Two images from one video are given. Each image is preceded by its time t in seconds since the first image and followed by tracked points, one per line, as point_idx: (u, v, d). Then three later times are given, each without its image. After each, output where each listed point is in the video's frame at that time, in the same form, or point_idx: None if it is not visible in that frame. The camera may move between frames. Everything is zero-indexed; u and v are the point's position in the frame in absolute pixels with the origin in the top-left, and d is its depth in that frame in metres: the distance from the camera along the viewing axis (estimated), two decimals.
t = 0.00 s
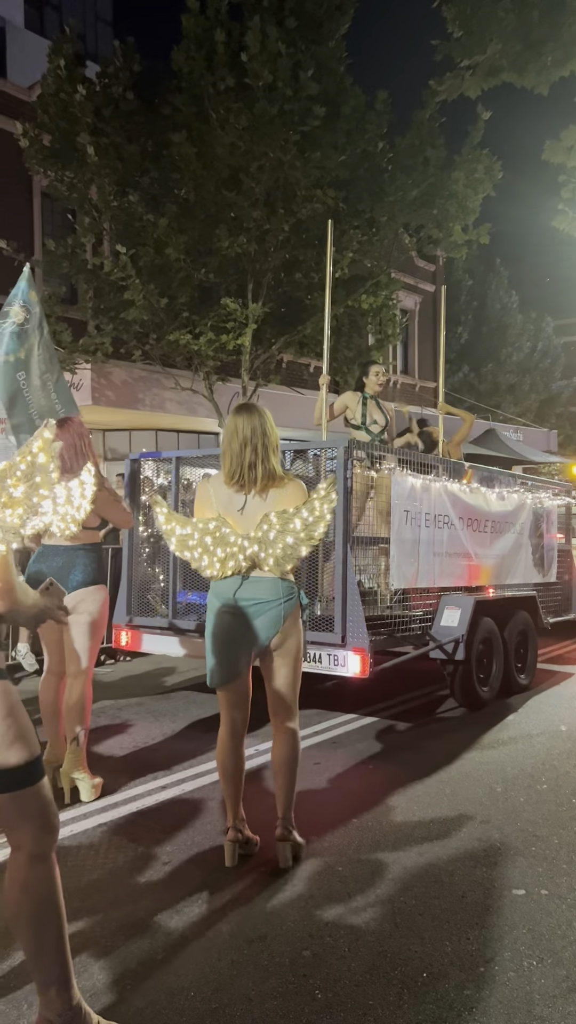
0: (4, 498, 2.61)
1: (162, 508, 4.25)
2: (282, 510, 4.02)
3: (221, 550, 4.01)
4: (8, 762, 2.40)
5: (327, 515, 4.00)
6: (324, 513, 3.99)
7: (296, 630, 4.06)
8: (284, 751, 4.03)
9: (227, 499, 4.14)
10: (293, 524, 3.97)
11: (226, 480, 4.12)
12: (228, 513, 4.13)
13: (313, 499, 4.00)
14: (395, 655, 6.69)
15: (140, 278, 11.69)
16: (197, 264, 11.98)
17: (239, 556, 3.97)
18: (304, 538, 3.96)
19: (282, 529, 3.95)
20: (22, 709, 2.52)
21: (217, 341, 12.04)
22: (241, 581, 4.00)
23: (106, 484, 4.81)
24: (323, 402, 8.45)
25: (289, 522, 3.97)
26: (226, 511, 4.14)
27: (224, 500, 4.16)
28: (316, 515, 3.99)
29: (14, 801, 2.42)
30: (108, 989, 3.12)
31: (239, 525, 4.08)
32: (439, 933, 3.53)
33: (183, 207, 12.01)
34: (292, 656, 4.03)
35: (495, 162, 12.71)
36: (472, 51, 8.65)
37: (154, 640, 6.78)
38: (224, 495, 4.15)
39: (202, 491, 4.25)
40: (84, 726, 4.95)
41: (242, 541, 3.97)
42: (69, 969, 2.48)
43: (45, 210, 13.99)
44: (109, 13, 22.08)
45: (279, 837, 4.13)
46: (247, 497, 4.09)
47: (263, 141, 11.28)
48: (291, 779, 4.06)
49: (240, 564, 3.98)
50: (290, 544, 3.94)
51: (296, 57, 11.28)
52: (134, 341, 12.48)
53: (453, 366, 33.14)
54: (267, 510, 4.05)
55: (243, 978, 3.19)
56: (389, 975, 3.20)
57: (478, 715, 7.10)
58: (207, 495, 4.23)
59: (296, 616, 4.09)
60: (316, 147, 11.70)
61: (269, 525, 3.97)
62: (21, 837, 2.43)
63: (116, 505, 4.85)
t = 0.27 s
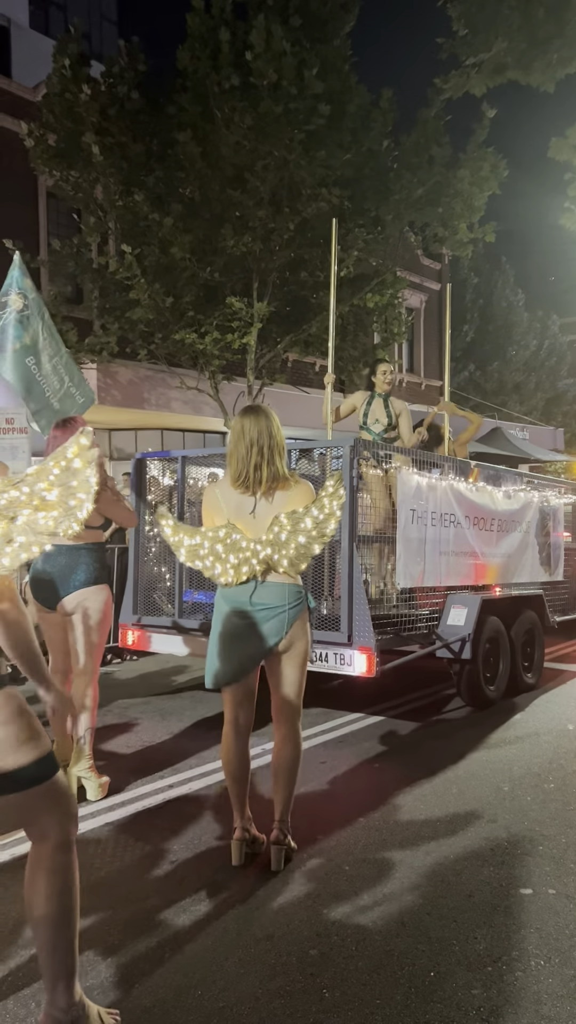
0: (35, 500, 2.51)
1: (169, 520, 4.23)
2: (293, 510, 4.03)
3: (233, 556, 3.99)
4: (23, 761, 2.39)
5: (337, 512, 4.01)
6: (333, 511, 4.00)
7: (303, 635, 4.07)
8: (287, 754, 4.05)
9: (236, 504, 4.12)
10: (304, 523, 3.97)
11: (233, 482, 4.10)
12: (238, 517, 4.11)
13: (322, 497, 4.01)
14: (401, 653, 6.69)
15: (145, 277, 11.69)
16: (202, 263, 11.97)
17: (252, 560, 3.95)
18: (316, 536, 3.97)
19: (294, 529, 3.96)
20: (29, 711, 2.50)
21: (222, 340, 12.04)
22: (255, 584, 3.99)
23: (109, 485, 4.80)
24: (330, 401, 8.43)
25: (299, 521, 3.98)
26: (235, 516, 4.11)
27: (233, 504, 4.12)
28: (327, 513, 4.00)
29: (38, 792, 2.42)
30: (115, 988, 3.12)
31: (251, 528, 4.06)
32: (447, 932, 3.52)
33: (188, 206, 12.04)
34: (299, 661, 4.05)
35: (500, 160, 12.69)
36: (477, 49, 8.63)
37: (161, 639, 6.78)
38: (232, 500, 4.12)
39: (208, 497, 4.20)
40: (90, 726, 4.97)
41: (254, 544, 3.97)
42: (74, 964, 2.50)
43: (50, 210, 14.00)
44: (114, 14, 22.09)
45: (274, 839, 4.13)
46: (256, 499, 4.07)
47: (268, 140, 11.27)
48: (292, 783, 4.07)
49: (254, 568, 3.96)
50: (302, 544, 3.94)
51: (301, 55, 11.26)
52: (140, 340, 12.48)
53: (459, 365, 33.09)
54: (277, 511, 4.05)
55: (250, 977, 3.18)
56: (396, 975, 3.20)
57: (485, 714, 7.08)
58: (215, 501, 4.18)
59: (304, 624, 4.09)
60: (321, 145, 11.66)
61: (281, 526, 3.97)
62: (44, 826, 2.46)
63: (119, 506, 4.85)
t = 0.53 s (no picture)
0: (71, 500, 2.52)
1: (185, 505, 4.15)
2: (298, 515, 4.00)
3: (234, 552, 4.02)
4: (36, 760, 2.50)
5: (343, 522, 4.00)
6: (338, 520, 3.99)
7: (319, 634, 4.05)
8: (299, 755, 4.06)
9: (244, 499, 4.13)
10: (307, 530, 3.94)
11: (245, 480, 4.12)
12: (244, 514, 4.12)
13: (328, 505, 4.01)
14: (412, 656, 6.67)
15: (155, 280, 11.72)
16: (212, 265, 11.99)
17: (251, 558, 3.99)
18: (318, 543, 3.93)
19: (297, 533, 3.93)
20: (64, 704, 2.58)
21: (231, 343, 12.06)
22: (266, 582, 4.01)
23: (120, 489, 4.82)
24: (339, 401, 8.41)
25: (304, 527, 3.95)
26: (242, 511, 4.13)
27: (240, 501, 4.15)
28: (331, 522, 3.98)
29: (48, 795, 2.51)
30: (127, 989, 3.13)
31: (253, 526, 4.08)
32: (459, 934, 3.51)
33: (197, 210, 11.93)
34: (315, 658, 4.03)
35: (509, 161, 12.68)
36: (485, 50, 8.64)
37: (170, 640, 6.79)
38: (241, 496, 4.14)
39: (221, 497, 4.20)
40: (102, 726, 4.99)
41: (256, 543, 3.99)
42: (83, 966, 2.56)
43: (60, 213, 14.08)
44: (122, 17, 22.14)
45: (287, 842, 4.12)
46: (263, 497, 4.08)
47: (277, 142, 11.30)
48: (305, 782, 4.08)
49: (254, 565, 4.00)
50: (304, 549, 3.91)
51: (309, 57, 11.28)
52: (150, 343, 12.52)
53: (468, 366, 33.05)
54: (282, 512, 4.04)
55: (261, 979, 3.18)
56: (408, 976, 3.19)
57: (496, 715, 7.06)
58: (225, 495, 4.20)
59: (322, 617, 4.09)
60: (329, 148, 11.64)
61: (285, 528, 3.95)
62: (52, 832, 2.53)
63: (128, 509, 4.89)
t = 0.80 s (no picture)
0: (108, 530, 2.61)
1: (224, 523, 4.17)
2: (316, 532, 4.01)
3: (264, 569, 4.08)
4: (80, 773, 2.60)
5: (356, 540, 3.95)
6: (352, 541, 3.93)
7: (347, 649, 4.03)
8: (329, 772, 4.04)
9: (275, 517, 4.16)
10: (325, 547, 3.95)
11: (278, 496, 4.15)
12: (274, 532, 4.15)
13: (341, 523, 3.97)
14: (444, 673, 6.63)
15: (188, 297, 11.84)
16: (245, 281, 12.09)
17: (277, 574, 4.05)
18: (335, 562, 3.93)
19: (316, 550, 3.96)
20: (112, 719, 2.68)
21: (263, 358, 12.13)
22: (286, 600, 4.08)
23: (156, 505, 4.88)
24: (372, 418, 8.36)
25: (322, 545, 3.96)
26: (273, 528, 4.16)
27: (272, 519, 4.18)
28: (344, 541, 3.93)
29: (89, 812, 2.60)
30: (161, 1004, 3.14)
31: (282, 542, 4.11)
32: (493, 955, 3.47)
33: (230, 227, 12.05)
34: (344, 673, 4.01)
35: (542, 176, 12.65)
36: (519, 66, 8.65)
37: (203, 655, 6.81)
38: (274, 513, 4.17)
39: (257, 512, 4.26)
40: (136, 740, 5.06)
41: (281, 558, 4.05)
42: (118, 983, 2.64)
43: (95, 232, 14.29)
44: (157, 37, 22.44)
45: (318, 860, 4.10)
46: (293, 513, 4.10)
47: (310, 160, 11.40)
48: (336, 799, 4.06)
49: (279, 582, 4.06)
50: (323, 566, 3.94)
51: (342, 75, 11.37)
52: (182, 359, 12.63)
53: (500, 380, 32.89)
54: (306, 530, 4.04)
55: (294, 997, 3.17)
56: (442, 997, 3.16)
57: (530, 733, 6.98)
58: (259, 513, 4.26)
59: (349, 630, 4.06)
60: (362, 164, 11.65)
61: (305, 547, 3.99)
62: (87, 850, 2.60)
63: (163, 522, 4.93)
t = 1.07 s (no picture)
0: (135, 560, 2.61)
1: (256, 550, 4.22)
2: (355, 553, 3.95)
3: (302, 593, 4.06)
4: (111, 797, 2.59)
5: (397, 558, 3.89)
6: (392, 558, 3.88)
7: (376, 678, 4.03)
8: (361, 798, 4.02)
9: (311, 541, 4.16)
10: (366, 566, 3.89)
11: (311, 519, 4.16)
12: (311, 555, 4.14)
13: (382, 542, 3.91)
14: (484, 700, 6.54)
15: (224, 320, 11.96)
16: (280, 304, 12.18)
17: (316, 597, 4.02)
18: (377, 580, 3.87)
19: (356, 572, 3.90)
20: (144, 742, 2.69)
21: (298, 380, 12.19)
22: (321, 623, 4.06)
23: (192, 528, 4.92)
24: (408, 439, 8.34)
25: (362, 565, 3.90)
26: (309, 552, 4.15)
27: (307, 543, 4.18)
28: (385, 560, 3.88)
29: (124, 835, 2.61)
30: None
31: (319, 565, 4.10)
32: (534, 988, 3.40)
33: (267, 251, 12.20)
34: (374, 700, 4.01)
35: None
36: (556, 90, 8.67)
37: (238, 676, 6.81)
38: (309, 537, 4.17)
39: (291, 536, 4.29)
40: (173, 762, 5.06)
41: (319, 581, 4.02)
42: (156, 1007, 2.65)
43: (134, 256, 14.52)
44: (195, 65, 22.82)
45: (353, 884, 4.07)
46: (328, 536, 4.10)
47: (346, 184, 11.51)
48: (368, 826, 4.03)
49: (318, 606, 4.04)
50: (363, 587, 3.89)
51: (379, 101, 11.47)
52: (219, 381, 12.73)
53: (536, 401, 32.70)
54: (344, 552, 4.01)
55: None
56: None
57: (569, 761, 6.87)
58: (294, 539, 4.26)
59: (377, 665, 4.04)
60: (398, 187, 11.73)
61: (344, 568, 3.94)
62: (120, 873, 2.61)
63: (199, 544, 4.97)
